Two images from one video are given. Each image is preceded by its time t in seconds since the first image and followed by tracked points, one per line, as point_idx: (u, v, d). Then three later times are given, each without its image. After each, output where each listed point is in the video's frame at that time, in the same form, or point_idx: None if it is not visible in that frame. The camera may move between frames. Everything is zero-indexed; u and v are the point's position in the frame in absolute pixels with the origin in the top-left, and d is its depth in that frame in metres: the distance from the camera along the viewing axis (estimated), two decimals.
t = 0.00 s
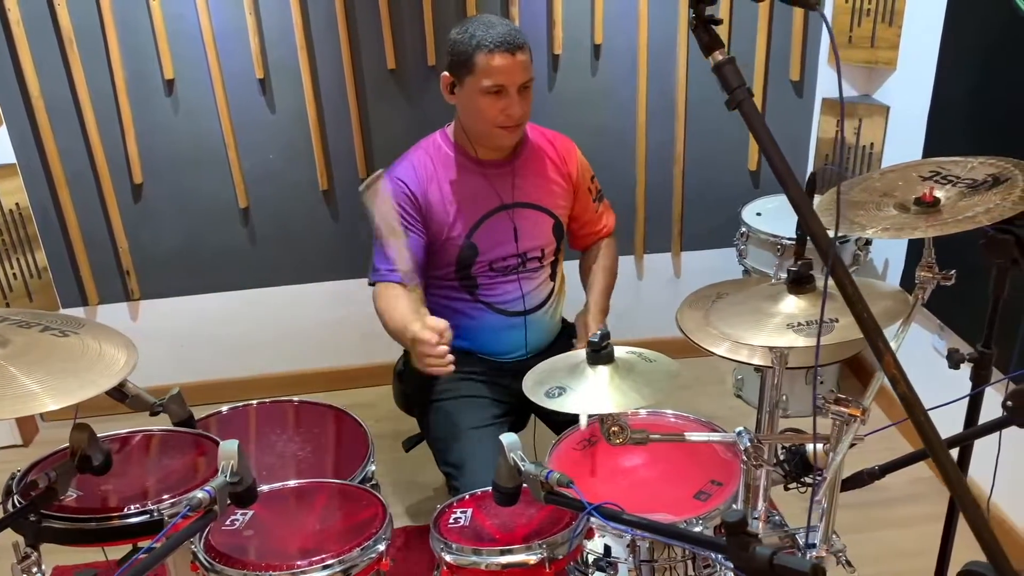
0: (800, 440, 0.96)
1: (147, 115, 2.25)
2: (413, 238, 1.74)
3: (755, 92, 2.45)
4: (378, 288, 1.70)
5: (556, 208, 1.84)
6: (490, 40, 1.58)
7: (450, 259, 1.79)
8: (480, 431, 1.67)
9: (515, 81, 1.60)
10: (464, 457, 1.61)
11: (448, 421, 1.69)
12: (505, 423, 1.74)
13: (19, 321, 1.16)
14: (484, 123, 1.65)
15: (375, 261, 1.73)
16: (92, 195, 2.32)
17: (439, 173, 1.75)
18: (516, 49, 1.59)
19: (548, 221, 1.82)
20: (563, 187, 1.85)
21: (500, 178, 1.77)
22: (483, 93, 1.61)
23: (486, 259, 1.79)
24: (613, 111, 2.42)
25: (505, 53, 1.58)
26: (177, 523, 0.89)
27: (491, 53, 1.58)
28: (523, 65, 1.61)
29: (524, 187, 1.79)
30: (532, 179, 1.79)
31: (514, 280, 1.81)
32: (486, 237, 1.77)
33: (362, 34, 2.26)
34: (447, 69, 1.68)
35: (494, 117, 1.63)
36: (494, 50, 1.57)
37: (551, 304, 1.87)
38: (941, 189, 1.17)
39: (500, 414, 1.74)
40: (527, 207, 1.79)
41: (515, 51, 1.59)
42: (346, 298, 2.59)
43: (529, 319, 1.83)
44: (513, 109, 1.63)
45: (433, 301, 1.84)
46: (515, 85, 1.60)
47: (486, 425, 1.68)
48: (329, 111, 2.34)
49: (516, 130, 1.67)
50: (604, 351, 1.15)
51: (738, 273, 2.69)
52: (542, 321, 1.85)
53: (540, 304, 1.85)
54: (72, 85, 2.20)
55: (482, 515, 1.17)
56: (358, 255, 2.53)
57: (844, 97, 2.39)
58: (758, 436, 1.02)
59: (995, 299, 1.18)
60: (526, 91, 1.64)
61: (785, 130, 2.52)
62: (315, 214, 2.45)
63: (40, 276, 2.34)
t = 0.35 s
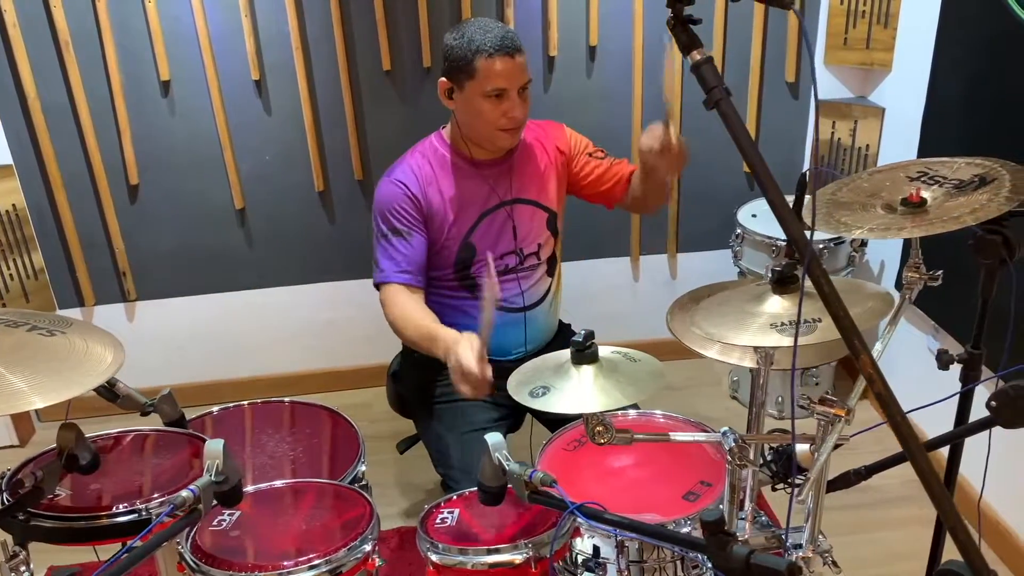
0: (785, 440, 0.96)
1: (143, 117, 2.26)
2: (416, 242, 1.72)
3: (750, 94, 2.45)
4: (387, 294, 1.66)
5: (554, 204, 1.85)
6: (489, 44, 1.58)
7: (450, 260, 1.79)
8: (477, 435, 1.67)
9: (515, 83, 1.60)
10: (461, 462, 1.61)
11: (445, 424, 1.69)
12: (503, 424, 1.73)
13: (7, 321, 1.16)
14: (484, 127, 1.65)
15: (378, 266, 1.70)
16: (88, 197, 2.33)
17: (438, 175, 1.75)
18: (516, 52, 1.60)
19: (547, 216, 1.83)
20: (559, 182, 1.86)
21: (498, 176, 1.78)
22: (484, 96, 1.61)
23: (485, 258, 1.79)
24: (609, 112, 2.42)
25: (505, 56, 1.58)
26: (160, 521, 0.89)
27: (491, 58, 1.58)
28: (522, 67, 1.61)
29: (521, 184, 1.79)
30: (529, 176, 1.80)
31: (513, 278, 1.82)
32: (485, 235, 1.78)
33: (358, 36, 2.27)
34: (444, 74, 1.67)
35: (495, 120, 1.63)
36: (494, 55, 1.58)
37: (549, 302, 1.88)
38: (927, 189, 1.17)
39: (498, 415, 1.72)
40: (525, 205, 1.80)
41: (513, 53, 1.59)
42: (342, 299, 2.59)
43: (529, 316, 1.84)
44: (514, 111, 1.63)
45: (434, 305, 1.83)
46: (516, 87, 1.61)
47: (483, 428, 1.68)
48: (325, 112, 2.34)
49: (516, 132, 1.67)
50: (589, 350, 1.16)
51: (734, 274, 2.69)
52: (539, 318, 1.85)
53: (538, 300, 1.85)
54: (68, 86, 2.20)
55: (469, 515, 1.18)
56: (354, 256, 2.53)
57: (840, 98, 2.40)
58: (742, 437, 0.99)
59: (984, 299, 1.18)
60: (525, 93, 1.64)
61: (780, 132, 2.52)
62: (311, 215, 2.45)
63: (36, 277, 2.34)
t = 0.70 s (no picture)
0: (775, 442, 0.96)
1: (141, 119, 2.27)
2: (407, 244, 1.73)
3: (749, 97, 2.45)
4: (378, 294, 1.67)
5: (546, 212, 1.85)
6: (479, 50, 1.57)
7: (442, 264, 1.79)
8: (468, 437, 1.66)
9: (505, 91, 1.60)
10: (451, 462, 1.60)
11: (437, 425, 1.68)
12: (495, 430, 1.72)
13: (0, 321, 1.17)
14: (475, 132, 1.66)
15: (369, 267, 1.71)
16: (87, 199, 2.33)
17: (431, 179, 1.75)
18: (507, 59, 1.59)
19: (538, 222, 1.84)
20: (552, 189, 1.86)
21: (492, 182, 1.78)
22: (473, 101, 1.61)
23: (477, 262, 1.80)
24: (608, 115, 2.42)
25: (495, 63, 1.58)
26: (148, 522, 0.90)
27: (480, 64, 1.57)
28: (513, 74, 1.60)
29: (513, 189, 1.80)
30: (522, 183, 1.81)
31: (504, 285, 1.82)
32: (476, 241, 1.79)
33: (357, 39, 2.27)
34: (439, 76, 1.68)
35: (485, 126, 1.64)
36: (483, 61, 1.57)
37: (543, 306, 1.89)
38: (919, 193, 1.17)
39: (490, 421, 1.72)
40: (517, 211, 1.81)
41: (506, 60, 1.59)
42: (340, 301, 2.60)
43: (520, 321, 1.84)
44: (504, 118, 1.63)
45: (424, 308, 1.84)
46: (506, 94, 1.61)
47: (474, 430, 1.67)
48: (323, 115, 2.34)
49: (506, 138, 1.67)
50: (578, 351, 1.16)
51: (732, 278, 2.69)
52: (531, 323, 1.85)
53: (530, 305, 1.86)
54: (68, 88, 2.21)
55: (458, 516, 1.18)
56: (352, 258, 2.53)
57: (838, 102, 2.40)
58: (732, 439, 0.97)
59: (976, 302, 1.19)
60: (516, 99, 1.64)
61: (779, 136, 2.52)
62: (309, 217, 2.46)
63: (35, 278, 2.35)
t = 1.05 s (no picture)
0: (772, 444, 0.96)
1: (143, 124, 2.27)
2: (408, 242, 1.73)
3: (750, 101, 2.45)
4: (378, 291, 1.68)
5: (545, 211, 1.87)
6: (470, 48, 1.60)
7: (442, 263, 1.79)
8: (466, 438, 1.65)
9: (497, 87, 1.62)
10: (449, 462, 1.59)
11: (436, 426, 1.68)
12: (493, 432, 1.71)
13: None
14: (471, 130, 1.67)
15: (368, 265, 1.72)
16: (90, 203, 2.34)
17: (432, 177, 1.76)
18: (497, 57, 1.61)
19: (538, 221, 1.86)
20: (551, 186, 1.88)
21: (492, 182, 1.79)
22: (467, 100, 1.63)
23: (478, 261, 1.80)
24: (609, 119, 2.43)
25: (485, 61, 1.60)
26: (144, 523, 0.91)
27: (471, 61, 1.59)
28: (505, 70, 1.62)
29: (515, 188, 1.81)
30: (522, 182, 1.82)
31: (505, 282, 1.84)
32: (477, 240, 1.79)
33: (358, 43, 2.28)
34: (435, 79, 1.71)
35: (480, 123, 1.64)
36: (474, 58, 1.59)
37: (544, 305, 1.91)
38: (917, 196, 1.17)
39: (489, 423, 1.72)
40: (517, 210, 1.82)
41: (495, 56, 1.61)
42: (341, 305, 2.60)
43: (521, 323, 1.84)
44: (498, 114, 1.64)
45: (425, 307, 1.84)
46: (498, 91, 1.62)
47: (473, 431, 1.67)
48: (324, 118, 2.35)
49: (503, 135, 1.68)
50: (572, 353, 1.20)
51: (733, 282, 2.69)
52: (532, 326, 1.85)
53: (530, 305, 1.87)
54: (70, 92, 2.22)
55: (454, 520, 1.18)
56: (354, 262, 2.54)
57: (839, 106, 2.40)
58: (728, 441, 0.97)
59: (974, 306, 1.18)
60: (510, 95, 1.65)
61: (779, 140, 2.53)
62: (310, 221, 2.46)
63: (38, 282, 2.35)
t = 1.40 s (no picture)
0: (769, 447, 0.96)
1: (146, 129, 2.29)
2: (408, 248, 1.74)
3: (750, 104, 2.45)
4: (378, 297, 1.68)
5: (545, 216, 1.88)
6: (468, 50, 1.62)
7: (442, 269, 1.80)
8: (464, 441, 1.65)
9: (495, 86, 1.63)
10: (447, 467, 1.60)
11: (435, 431, 1.68)
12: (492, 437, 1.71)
13: None
14: (472, 133, 1.67)
15: (367, 269, 1.72)
16: (93, 209, 2.36)
17: (432, 183, 1.76)
18: (494, 56, 1.62)
19: (539, 228, 1.87)
20: (551, 193, 1.89)
21: (493, 188, 1.80)
22: (466, 100, 1.64)
23: (478, 268, 1.81)
24: (609, 123, 2.43)
25: (482, 59, 1.61)
26: (142, 527, 0.91)
27: (467, 62, 1.61)
28: (502, 70, 1.63)
29: (516, 196, 1.82)
30: (522, 189, 1.83)
31: (505, 289, 1.85)
32: (478, 247, 1.80)
33: (358, 48, 2.29)
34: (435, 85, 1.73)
35: (481, 124, 1.65)
36: (470, 58, 1.61)
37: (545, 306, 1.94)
38: (909, 198, 1.18)
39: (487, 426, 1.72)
40: (517, 216, 1.83)
41: (492, 56, 1.62)
42: (343, 310, 2.61)
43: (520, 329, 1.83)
44: (497, 112, 1.64)
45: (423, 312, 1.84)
46: (497, 89, 1.63)
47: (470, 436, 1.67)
48: (325, 123, 2.36)
49: (504, 135, 1.68)
50: (567, 357, 1.22)
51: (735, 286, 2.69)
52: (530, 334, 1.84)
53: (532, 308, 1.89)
54: (74, 99, 2.23)
55: (452, 524, 1.19)
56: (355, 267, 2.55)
57: (840, 109, 2.40)
58: (724, 444, 0.97)
59: (971, 309, 1.19)
60: (508, 95, 1.66)
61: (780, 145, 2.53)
62: (312, 226, 2.47)
63: (42, 288, 2.36)
